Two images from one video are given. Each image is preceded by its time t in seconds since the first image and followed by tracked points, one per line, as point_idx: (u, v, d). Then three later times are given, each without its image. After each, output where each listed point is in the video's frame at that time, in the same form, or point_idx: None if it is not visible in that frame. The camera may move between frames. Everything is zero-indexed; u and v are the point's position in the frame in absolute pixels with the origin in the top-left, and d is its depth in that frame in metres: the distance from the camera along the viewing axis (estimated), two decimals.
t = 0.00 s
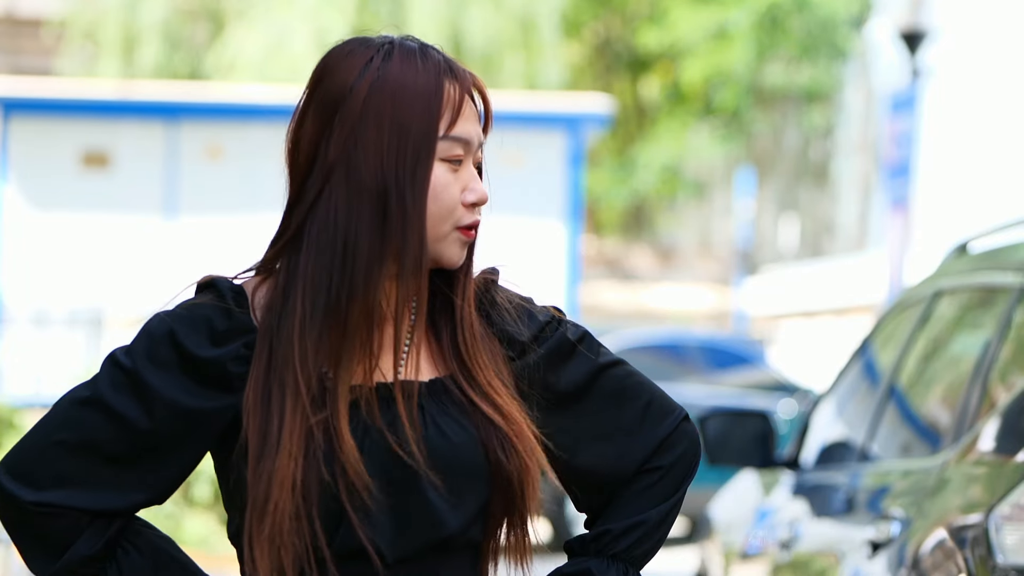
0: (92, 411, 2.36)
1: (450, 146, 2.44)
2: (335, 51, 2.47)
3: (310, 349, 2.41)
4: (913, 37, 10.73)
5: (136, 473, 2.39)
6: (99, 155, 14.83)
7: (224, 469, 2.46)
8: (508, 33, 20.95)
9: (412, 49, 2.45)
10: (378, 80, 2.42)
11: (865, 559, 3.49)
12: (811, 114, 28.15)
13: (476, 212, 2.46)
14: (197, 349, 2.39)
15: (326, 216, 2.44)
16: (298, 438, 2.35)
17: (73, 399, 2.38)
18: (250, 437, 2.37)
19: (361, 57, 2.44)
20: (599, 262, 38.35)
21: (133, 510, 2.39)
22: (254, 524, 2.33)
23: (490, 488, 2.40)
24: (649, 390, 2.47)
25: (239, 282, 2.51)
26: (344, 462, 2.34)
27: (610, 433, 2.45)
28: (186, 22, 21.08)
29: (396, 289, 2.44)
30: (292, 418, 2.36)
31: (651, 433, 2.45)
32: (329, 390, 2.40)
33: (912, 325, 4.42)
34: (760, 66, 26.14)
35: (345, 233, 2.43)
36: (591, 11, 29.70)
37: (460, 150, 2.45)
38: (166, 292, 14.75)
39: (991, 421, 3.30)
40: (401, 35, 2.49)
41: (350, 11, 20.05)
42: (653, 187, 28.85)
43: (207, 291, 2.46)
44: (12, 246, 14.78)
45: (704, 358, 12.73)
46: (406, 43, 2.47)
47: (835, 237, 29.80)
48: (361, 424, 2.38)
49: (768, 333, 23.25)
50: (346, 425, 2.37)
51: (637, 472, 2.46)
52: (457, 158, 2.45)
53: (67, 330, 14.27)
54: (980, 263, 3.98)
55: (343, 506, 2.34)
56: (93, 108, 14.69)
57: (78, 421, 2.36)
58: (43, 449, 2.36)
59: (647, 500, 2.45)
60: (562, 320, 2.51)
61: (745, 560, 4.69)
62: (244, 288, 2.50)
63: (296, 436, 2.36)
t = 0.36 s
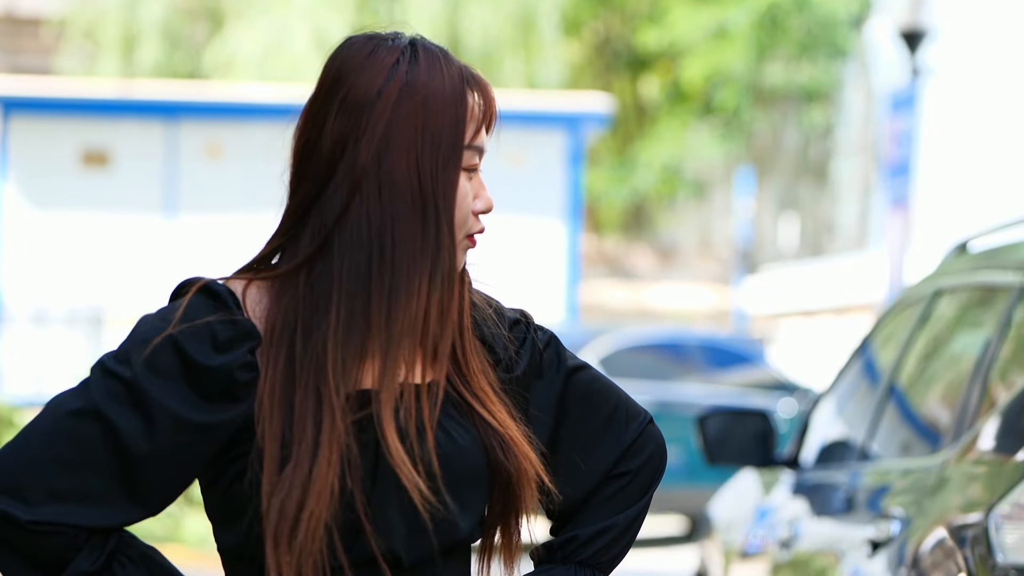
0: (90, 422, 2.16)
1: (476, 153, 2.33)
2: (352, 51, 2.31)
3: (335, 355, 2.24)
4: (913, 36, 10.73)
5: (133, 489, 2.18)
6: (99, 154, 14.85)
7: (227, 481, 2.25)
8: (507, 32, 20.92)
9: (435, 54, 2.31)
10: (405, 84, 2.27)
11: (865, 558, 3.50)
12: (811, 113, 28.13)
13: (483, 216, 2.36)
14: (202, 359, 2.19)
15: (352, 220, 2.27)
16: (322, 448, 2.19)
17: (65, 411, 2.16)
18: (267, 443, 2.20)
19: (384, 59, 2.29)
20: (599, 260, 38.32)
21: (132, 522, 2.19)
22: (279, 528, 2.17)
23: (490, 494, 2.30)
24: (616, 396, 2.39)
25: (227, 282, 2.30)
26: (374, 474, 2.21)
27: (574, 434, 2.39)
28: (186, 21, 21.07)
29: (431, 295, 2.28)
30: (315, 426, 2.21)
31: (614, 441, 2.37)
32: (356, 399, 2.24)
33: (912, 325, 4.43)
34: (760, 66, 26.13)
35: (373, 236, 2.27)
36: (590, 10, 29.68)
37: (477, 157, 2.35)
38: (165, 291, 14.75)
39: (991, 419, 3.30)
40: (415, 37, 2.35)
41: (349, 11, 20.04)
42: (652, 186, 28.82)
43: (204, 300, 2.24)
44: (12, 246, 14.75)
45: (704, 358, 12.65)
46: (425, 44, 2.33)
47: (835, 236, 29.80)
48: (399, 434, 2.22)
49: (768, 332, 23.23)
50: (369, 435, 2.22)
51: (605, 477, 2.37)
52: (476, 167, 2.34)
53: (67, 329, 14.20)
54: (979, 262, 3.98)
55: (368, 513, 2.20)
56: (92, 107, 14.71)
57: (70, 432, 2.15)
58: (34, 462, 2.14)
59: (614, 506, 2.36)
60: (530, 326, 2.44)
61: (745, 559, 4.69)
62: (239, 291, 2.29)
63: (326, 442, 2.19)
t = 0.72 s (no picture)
0: (148, 417, 2.06)
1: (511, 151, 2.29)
2: (384, 53, 2.22)
3: (388, 361, 2.18)
4: (910, 35, 10.73)
5: (184, 485, 2.08)
6: (96, 152, 14.81)
7: (274, 481, 2.14)
8: (505, 31, 20.90)
9: (471, 54, 2.24)
10: (442, 86, 2.20)
11: (863, 557, 3.50)
12: (809, 111, 28.13)
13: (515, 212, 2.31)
14: (264, 355, 2.11)
15: (403, 224, 2.19)
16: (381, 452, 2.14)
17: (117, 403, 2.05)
18: (332, 448, 2.12)
19: (420, 60, 2.21)
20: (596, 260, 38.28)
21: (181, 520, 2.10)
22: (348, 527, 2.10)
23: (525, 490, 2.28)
24: (621, 398, 2.39)
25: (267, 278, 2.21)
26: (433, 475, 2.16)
27: (586, 435, 2.39)
28: (183, 20, 21.03)
29: (482, 297, 2.23)
30: (369, 429, 2.15)
31: (621, 443, 2.38)
32: (411, 402, 2.18)
33: (910, 323, 4.44)
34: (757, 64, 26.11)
35: (424, 242, 2.20)
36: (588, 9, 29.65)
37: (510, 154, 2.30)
38: (164, 289, 14.70)
39: (989, 419, 3.31)
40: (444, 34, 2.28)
41: (346, 10, 20.01)
42: (650, 185, 28.76)
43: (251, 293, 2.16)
44: (11, 245, 14.71)
45: (703, 356, 12.68)
46: (453, 42, 2.25)
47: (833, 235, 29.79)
48: (450, 440, 2.19)
49: (766, 331, 23.21)
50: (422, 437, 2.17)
51: (614, 479, 2.39)
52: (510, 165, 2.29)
53: (65, 328, 14.38)
54: (978, 261, 3.97)
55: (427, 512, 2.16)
56: (89, 105, 14.70)
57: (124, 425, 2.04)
58: (85, 456, 2.03)
59: (619, 507, 2.37)
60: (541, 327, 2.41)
61: (743, 557, 4.69)
62: (284, 287, 2.20)
63: (388, 443, 2.14)
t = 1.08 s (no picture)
0: (158, 409, 2.00)
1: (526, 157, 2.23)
2: (408, 54, 2.15)
3: (411, 363, 2.12)
4: (896, 33, 10.76)
5: (189, 481, 2.02)
6: (81, 151, 14.73)
7: (278, 480, 2.07)
8: (490, 30, 20.87)
9: (492, 60, 2.19)
10: (470, 88, 2.14)
11: (848, 555, 3.50)
12: (794, 111, 28.19)
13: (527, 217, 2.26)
14: (275, 353, 2.05)
15: (427, 225, 2.13)
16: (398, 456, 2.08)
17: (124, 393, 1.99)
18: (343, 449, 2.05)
19: (446, 62, 2.15)
20: (582, 258, 38.32)
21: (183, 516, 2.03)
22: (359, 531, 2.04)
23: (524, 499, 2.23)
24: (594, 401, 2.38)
25: (278, 271, 2.15)
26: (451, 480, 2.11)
27: (570, 437, 2.37)
28: (169, 18, 21.01)
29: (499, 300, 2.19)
30: (386, 434, 2.08)
31: (601, 440, 2.38)
32: (431, 408, 2.12)
33: (895, 322, 4.44)
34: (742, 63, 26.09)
35: (448, 245, 2.14)
36: (573, 8, 29.61)
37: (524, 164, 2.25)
38: (151, 288, 14.65)
39: (973, 417, 3.33)
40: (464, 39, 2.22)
41: (332, 9, 19.99)
42: (635, 184, 28.75)
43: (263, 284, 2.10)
44: None
45: (688, 355, 12.71)
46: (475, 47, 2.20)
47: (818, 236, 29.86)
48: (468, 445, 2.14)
49: (750, 330, 23.24)
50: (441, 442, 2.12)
51: (592, 477, 2.38)
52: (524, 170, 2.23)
53: (49, 327, 14.25)
54: (962, 260, 3.97)
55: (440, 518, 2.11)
56: (73, 104, 14.58)
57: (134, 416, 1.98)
58: (97, 448, 1.97)
59: (598, 504, 2.38)
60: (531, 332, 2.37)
61: (728, 557, 4.69)
62: (296, 282, 2.13)
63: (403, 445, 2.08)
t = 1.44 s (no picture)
0: (248, 447, 1.81)
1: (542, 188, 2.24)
2: (465, 85, 2.10)
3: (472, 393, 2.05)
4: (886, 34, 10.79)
5: (280, 526, 1.86)
6: (72, 150, 14.74)
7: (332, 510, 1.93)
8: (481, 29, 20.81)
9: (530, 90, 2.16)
10: (524, 116, 2.11)
11: (838, 555, 3.51)
12: (785, 110, 28.28)
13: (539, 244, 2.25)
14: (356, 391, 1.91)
15: (491, 248, 2.07)
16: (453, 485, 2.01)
17: (204, 427, 1.81)
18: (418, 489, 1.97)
19: (503, 92, 2.12)
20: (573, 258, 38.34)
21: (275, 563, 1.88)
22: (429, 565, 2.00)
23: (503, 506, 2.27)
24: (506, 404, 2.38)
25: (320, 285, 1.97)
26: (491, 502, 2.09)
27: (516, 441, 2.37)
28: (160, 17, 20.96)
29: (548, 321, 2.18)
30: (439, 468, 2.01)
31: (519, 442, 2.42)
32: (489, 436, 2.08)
33: (886, 322, 4.45)
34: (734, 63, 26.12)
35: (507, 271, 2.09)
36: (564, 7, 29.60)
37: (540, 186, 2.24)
38: (146, 287, 14.48)
39: (964, 417, 3.33)
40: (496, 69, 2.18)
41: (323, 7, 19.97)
42: (627, 183, 28.75)
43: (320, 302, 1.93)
44: None
45: (679, 354, 12.73)
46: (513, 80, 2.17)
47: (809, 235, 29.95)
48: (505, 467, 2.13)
49: (742, 329, 23.28)
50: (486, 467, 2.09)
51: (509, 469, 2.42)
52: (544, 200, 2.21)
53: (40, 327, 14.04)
54: (953, 260, 3.99)
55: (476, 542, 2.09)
56: (68, 104, 14.62)
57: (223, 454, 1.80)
58: (196, 492, 1.78)
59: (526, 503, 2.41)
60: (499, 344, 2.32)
61: (719, 556, 4.70)
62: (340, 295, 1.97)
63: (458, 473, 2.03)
